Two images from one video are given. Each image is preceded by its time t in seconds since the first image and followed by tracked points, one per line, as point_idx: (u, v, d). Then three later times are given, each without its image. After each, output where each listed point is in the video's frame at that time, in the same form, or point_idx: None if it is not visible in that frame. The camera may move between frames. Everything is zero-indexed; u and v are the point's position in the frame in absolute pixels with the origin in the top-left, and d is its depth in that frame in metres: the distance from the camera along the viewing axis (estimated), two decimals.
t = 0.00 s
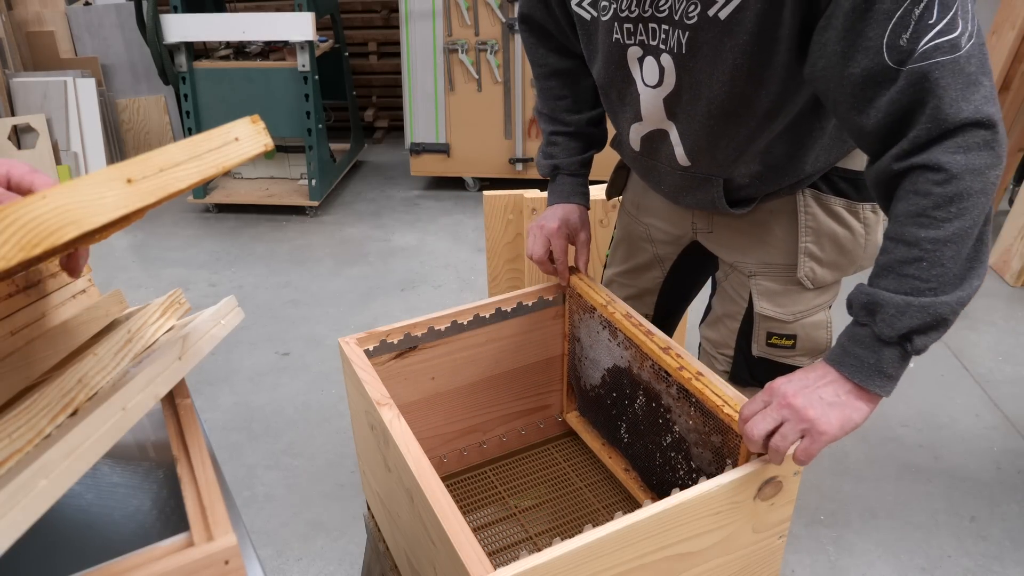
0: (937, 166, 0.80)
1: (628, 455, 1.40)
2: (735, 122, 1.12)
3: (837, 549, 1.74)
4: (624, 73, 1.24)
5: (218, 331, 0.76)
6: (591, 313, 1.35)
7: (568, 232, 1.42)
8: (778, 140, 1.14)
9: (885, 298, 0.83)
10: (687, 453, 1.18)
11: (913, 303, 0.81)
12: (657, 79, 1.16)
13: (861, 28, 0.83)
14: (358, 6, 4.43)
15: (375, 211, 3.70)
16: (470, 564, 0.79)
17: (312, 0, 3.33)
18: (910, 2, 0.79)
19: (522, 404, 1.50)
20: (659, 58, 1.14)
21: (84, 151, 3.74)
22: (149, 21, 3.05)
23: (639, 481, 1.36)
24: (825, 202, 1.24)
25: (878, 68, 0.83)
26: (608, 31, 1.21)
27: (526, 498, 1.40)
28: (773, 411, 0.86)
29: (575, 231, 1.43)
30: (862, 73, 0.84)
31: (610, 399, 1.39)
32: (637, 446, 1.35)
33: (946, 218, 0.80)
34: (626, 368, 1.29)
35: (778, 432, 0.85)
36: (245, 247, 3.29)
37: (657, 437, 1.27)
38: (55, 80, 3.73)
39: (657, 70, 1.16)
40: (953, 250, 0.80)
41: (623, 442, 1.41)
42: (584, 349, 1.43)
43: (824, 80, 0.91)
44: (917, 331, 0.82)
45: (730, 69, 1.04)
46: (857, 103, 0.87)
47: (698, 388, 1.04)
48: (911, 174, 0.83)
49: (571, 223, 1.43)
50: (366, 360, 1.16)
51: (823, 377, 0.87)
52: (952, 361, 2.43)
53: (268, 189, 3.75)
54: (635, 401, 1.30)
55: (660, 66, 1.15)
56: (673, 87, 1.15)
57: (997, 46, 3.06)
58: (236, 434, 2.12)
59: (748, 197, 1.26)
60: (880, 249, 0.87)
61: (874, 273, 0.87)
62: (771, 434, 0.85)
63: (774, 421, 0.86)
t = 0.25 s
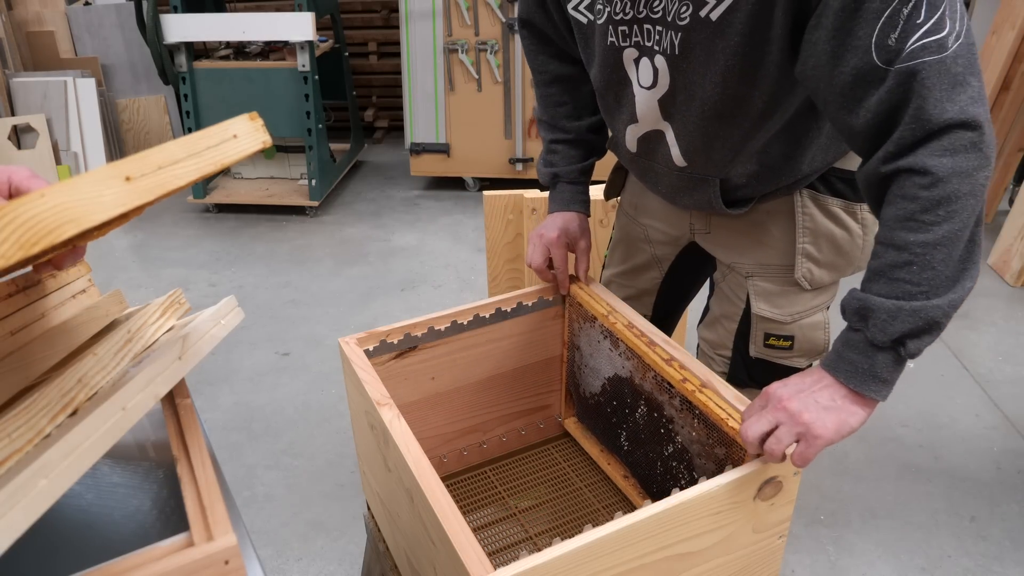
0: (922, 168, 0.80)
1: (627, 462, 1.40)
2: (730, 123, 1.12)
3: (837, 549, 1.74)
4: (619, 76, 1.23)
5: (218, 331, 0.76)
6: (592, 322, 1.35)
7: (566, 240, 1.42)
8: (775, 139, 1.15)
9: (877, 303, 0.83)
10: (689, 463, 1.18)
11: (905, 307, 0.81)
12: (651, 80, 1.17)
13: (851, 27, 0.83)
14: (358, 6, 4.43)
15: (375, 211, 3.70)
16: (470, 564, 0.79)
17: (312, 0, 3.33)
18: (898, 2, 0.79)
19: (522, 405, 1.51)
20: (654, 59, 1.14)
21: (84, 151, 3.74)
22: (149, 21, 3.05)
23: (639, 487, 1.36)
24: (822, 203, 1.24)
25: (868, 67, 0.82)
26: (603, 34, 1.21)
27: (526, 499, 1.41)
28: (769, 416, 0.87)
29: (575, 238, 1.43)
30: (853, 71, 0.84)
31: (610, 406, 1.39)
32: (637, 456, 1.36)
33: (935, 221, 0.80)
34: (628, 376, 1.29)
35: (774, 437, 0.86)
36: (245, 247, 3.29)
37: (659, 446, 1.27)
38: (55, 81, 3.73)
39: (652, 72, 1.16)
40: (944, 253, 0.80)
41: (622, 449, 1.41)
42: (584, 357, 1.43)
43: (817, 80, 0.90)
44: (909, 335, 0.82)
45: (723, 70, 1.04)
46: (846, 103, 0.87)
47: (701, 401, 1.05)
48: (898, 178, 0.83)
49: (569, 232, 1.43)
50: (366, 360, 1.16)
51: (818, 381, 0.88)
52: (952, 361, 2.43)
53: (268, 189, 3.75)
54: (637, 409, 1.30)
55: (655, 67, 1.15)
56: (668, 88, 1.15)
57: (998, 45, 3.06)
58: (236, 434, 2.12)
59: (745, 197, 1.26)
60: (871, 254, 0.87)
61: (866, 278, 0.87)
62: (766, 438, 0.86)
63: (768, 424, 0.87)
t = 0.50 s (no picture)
0: (913, 167, 0.80)
1: (628, 468, 1.40)
2: (730, 121, 1.12)
3: (838, 549, 1.74)
4: (620, 74, 1.23)
5: (217, 331, 0.76)
6: (593, 327, 1.35)
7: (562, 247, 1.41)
8: (777, 141, 1.14)
9: (868, 304, 0.83)
10: (689, 468, 1.18)
11: (896, 308, 0.81)
12: (653, 79, 1.17)
13: (852, 22, 0.84)
14: (358, 6, 4.43)
15: (375, 211, 3.70)
16: (470, 565, 0.79)
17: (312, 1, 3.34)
18: None
19: (522, 406, 1.51)
20: (655, 57, 1.14)
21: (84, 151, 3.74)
22: (150, 21, 3.05)
23: (641, 492, 1.36)
24: (823, 203, 1.24)
25: (867, 63, 0.83)
26: (604, 33, 1.21)
27: (526, 499, 1.40)
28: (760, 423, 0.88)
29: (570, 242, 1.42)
30: (854, 66, 0.84)
31: (611, 410, 1.40)
32: (638, 461, 1.36)
33: (925, 222, 0.80)
34: (628, 380, 1.29)
35: (762, 444, 0.87)
36: (246, 247, 3.29)
37: (659, 451, 1.27)
38: (55, 81, 3.73)
39: (653, 70, 1.16)
40: (936, 255, 0.80)
41: (622, 454, 1.41)
42: (585, 362, 1.43)
43: (817, 78, 0.90)
44: (901, 338, 0.82)
45: (724, 67, 1.04)
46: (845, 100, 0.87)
47: (701, 404, 1.06)
48: (890, 178, 0.83)
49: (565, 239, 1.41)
50: (366, 361, 1.16)
51: (809, 387, 0.88)
52: (952, 361, 2.43)
53: (268, 189, 3.75)
54: (637, 413, 1.31)
55: (656, 66, 1.15)
56: (669, 86, 1.15)
57: (998, 46, 3.06)
58: (236, 434, 2.12)
59: (747, 197, 1.26)
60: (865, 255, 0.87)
61: (859, 279, 0.87)
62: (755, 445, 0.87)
63: (758, 431, 0.87)
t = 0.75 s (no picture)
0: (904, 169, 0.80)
1: (629, 470, 1.40)
2: (733, 120, 1.12)
3: (837, 549, 1.74)
4: (622, 73, 1.23)
5: (218, 331, 0.76)
6: (595, 329, 1.35)
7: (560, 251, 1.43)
8: (779, 141, 1.15)
9: (863, 309, 0.84)
10: (690, 469, 1.18)
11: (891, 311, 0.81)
12: (656, 77, 1.17)
13: (848, 20, 0.83)
14: (358, 6, 4.43)
15: (375, 211, 3.70)
16: (470, 564, 0.79)
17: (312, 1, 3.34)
18: None
19: (522, 406, 1.51)
20: (658, 56, 1.14)
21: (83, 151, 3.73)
22: (150, 21, 3.05)
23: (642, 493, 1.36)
24: (824, 204, 1.25)
25: (863, 62, 0.82)
26: (606, 32, 1.20)
27: (526, 499, 1.40)
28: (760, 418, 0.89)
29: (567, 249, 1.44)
30: (850, 64, 0.84)
31: (612, 413, 1.40)
32: (639, 462, 1.36)
33: (919, 226, 0.81)
34: (629, 382, 1.29)
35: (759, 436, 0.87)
36: (246, 247, 3.29)
37: (660, 452, 1.27)
38: (55, 81, 3.72)
39: (656, 68, 1.16)
40: (930, 258, 0.80)
41: (624, 455, 1.41)
42: (586, 364, 1.43)
43: (816, 77, 0.89)
44: (897, 341, 0.82)
45: (726, 66, 1.04)
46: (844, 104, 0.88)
47: (702, 404, 1.06)
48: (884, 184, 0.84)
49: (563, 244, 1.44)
50: (366, 360, 1.16)
51: (809, 389, 0.88)
52: (952, 361, 2.43)
53: (268, 189, 3.75)
54: (638, 415, 1.31)
55: (659, 64, 1.15)
56: (672, 84, 1.15)
57: (998, 46, 3.06)
58: (236, 434, 2.12)
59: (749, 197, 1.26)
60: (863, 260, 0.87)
61: (857, 284, 0.87)
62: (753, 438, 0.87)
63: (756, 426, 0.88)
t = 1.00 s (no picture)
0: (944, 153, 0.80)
1: (629, 470, 1.40)
2: (737, 121, 1.12)
3: (838, 549, 1.74)
4: (624, 74, 1.23)
5: (218, 331, 0.76)
6: (594, 328, 1.35)
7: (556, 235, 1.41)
8: (779, 143, 1.14)
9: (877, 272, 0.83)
10: (690, 468, 1.18)
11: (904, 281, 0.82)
12: (659, 77, 1.16)
13: (873, 26, 0.83)
14: (358, 6, 4.43)
15: (375, 211, 3.70)
16: (470, 564, 0.79)
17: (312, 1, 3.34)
18: None
19: (522, 406, 1.51)
20: (660, 56, 1.14)
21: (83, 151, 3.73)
22: (150, 20, 3.05)
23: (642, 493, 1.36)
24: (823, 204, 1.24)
25: (891, 63, 0.82)
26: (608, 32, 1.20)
27: (525, 499, 1.40)
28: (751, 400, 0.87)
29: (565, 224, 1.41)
30: (876, 66, 0.84)
31: (612, 413, 1.40)
32: (640, 461, 1.36)
33: (943, 203, 0.81)
34: (629, 382, 1.29)
35: (756, 420, 0.86)
36: (245, 247, 3.29)
37: (660, 451, 1.27)
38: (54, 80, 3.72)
39: (659, 69, 1.16)
40: (944, 233, 0.82)
41: (624, 456, 1.41)
42: (586, 364, 1.43)
43: (826, 77, 0.90)
44: (895, 308, 0.83)
45: (732, 66, 1.05)
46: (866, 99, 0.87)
47: (701, 404, 1.06)
48: (912, 155, 0.84)
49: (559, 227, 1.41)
50: (366, 361, 1.16)
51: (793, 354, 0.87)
52: (952, 361, 2.43)
53: (268, 189, 3.75)
54: (638, 415, 1.31)
55: (662, 65, 1.15)
56: (675, 86, 1.15)
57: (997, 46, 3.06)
58: (236, 434, 2.12)
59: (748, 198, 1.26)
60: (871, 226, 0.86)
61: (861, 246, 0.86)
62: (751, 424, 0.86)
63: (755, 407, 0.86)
